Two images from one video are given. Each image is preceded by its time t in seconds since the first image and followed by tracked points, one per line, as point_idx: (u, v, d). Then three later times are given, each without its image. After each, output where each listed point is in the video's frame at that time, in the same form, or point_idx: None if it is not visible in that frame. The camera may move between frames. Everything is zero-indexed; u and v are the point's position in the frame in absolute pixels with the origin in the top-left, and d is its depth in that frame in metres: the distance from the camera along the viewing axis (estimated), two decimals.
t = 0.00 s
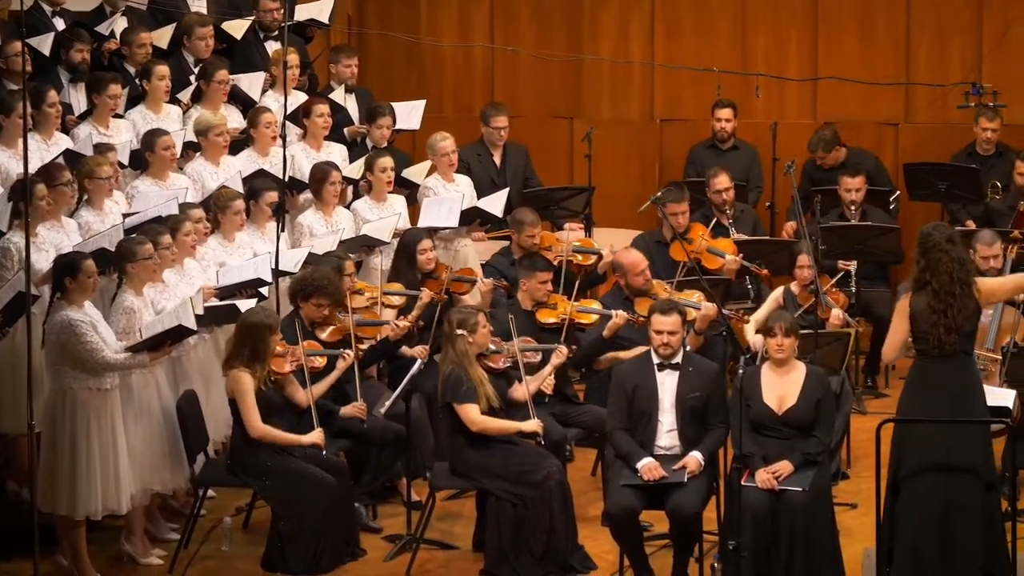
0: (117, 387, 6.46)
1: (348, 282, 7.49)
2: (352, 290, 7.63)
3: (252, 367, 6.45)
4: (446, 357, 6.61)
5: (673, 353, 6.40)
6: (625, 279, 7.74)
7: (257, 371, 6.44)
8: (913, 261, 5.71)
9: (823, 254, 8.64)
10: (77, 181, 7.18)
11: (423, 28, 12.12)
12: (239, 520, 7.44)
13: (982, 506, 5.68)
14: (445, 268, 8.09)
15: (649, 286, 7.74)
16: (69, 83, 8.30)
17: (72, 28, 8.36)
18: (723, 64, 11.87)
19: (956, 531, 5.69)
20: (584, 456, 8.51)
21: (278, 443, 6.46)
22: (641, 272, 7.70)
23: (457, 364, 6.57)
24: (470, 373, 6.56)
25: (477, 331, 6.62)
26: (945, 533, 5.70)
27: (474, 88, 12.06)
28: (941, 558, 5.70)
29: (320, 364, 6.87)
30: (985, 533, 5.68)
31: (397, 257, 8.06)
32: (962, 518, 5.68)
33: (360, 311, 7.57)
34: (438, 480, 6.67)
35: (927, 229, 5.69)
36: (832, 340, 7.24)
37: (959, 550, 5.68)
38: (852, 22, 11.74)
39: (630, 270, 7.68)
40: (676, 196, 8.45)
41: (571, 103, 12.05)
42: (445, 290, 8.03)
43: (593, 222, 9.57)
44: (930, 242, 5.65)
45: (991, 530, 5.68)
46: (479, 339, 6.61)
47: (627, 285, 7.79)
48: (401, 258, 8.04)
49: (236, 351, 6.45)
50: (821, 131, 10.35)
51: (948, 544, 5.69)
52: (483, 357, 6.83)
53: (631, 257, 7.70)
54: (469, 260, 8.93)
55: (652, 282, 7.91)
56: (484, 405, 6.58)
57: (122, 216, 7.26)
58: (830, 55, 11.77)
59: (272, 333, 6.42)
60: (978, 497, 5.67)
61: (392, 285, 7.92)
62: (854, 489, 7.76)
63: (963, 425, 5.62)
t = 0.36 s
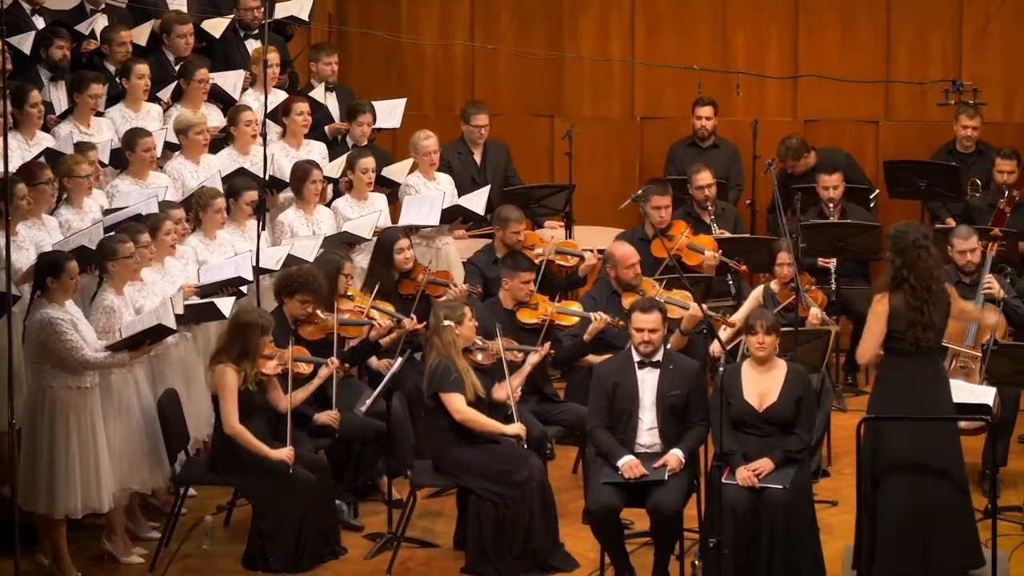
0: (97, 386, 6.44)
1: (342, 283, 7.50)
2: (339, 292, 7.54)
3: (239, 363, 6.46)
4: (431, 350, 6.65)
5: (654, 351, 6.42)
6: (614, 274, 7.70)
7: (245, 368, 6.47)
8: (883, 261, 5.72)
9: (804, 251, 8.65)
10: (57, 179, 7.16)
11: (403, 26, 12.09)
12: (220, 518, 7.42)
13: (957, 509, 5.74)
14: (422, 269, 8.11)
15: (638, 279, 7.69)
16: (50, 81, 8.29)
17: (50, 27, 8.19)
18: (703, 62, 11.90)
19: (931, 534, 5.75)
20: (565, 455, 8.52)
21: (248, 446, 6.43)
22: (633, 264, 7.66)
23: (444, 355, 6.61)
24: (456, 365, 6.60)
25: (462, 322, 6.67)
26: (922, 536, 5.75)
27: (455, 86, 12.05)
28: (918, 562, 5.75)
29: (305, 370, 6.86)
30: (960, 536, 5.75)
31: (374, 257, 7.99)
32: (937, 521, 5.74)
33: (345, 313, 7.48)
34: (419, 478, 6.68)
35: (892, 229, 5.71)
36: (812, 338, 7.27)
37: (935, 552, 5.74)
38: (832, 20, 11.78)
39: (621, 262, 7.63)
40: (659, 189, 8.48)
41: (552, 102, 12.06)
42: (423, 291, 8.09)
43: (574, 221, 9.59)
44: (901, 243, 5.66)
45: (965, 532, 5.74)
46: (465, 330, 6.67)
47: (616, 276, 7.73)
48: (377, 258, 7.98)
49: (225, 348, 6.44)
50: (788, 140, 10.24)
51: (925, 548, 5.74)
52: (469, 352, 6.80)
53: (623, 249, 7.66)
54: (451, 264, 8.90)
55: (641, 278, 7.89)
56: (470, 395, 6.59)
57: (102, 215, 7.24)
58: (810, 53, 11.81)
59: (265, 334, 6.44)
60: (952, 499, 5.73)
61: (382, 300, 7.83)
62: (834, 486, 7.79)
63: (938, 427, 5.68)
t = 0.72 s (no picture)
0: (77, 384, 6.42)
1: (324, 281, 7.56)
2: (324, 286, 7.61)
3: (226, 354, 6.47)
4: (427, 346, 6.67)
5: (635, 349, 6.43)
6: (612, 266, 7.77)
7: (233, 356, 6.47)
8: (868, 255, 5.74)
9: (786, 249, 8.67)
10: (38, 178, 7.13)
11: (384, 25, 12.06)
12: (201, 517, 7.41)
13: (926, 506, 5.77)
14: (410, 263, 8.06)
15: (633, 274, 7.78)
16: (31, 80, 8.26)
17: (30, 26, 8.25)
18: (684, 60, 11.89)
19: (902, 531, 5.77)
20: (546, 453, 8.53)
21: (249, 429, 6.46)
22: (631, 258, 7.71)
23: (441, 352, 6.63)
24: (456, 362, 6.62)
25: (462, 321, 6.66)
26: (893, 533, 5.76)
27: (436, 84, 12.04)
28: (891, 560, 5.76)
29: (293, 362, 6.91)
30: (929, 531, 5.77)
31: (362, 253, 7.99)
32: (907, 518, 5.76)
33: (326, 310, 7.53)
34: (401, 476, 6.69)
35: (876, 224, 5.72)
36: (794, 335, 7.28)
37: (909, 550, 5.75)
38: (813, 18, 11.80)
39: (619, 255, 7.68)
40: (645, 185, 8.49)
41: (533, 100, 12.03)
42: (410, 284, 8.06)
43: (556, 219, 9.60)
44: (885, 239, 5.68)
45: (933, 528, 5.77)
46: (463, 329, 6.65)
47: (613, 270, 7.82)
48: (365, 253, 7.98)
49: (212, 338, 6.47)
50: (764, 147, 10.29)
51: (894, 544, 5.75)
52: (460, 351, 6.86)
53: (621, 242, 7.72)
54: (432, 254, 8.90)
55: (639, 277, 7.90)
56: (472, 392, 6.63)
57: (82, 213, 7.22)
58: (791, 51, 11.82)
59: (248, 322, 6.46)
60: (920, 496, 5.76)
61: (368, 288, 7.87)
62: (816, 484, 7.81)
63: (904, 423, 5.71)
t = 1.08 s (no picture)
0: (56, 382, 6.41)
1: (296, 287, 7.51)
2: (296, 294, 7.55)
3: (202, 357, 6.49)
4: (417, 349, 6.68)
5: (614, 348, 6.45)
6: (601, 264, 7.69)
7: (208, 361, 6.49)
8: (845, 252, 5.74)
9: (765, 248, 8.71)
10: (16, 176, 7.09)
11: (364, 23, 12.04)
12: (181, 515, 7.39)
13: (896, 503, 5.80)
14: (396, 265, 8.19)
15: (622, 273, 7.70)
16: (10, 78, 8.22)
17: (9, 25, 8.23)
18: (663, 58, 11.90)
19: (873, 527, 5.80)
20: (526, 451, 8.54)
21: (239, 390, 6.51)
22: (620, 256, 7.62)
23: (432, 357, 6.65)
24: (448, 368, 6.66)
25: (458, 333, 6.66)
26: (865, 530, 5.80)
27: (415, 81, 12.03)
28: (864, 558, 5.80)
29: (270, 367, 6.88)
30: (898, 526, 5.82)
31: (349, 252, 7.99)
32: (878, 514, 5.79)
33: (299, 313, 7.45)
34: (381, 474, 6.70)
35: (852, 221, 5.72)
36: (773, 333, 7.31)
37: (881, 549, 5.79)
38: (792, 16, 11.83)
39: (608, 253, 7.60)
40: (625, 183, 8.46)
41: (512, 98, 12.03)
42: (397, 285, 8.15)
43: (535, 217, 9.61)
44: (862, 237, 5.68)
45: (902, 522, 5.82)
46: (459, 340, 6.66)
47: (602, 266, 7.75)
48: (352, 252, 7.97)
49: (188, 340, 6.50)
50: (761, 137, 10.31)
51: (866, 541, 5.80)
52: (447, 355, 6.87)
53: (610, 240, 7.62)
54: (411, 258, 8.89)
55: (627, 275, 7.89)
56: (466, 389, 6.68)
57: (62, 211, 7.17)
58: (770, 49, 11.84)
59: (228, 330, 6.47)
60: (891, 492, 5.80)
61: (338, 296, 7.82)
62: (795, 481, 7.84)
63: (875, 420, 5.74)
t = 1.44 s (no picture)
0: (33, 380, 6.38)
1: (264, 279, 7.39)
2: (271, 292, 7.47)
3: (172, 356, 6.50)
4: (388, 351, 6.68)
5: (592, 346, 6.45)
6: (579, 262, 7.75)
7: (178, 360, 6.50)
8: (828, 251, 5.75)
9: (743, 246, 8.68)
10: None
11: (341, 21, 12.01)
12: (159, 514, 7.37)
13: (873, 495, 5.83)
14: (373, 260, 8.10)
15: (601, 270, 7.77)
16: None
17: None
18: (641, 56, 11.90)
19: (852, 524, 5.83)
20: (504, 449, 8.55)
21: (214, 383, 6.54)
22: (599, 253, 7.69)
23: (400, 359, 6.66)
24: (416, 369, 6.66)
25: (427, 341, 6.69)
26: (845, 527, 5.83)
27: (392, 79, 12.00)
28: (846, 554, 5.83)
29: (242, 357, 6.84)
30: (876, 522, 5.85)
31: (326, 250, 7.99)
32: (857, 512, 5.82)
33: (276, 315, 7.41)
34: (358, 472, 6.70)
35: (835, 220, 5.73)
36: (751, 331, 7.33)
37: (860, 546, 5.82)
38: (769, 15, 11.85)
39: (587, 251, 7.66)
40: (601, 181, 8.48)
41: (489, 96, 12.02)
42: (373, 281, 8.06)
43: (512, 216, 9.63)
44: (844, 235, 5.69)
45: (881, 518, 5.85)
46: (427, 345, 6.68)
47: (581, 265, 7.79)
48: (330, 248, 7.96)
49: (156, 342, 6.51)
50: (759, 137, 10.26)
51: (845, 537, 5.82)
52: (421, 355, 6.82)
53: (590, 238, 7.69)
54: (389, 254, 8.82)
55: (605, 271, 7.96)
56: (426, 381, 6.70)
57: (39, 210, 7.12)
58: (747, 47, 11.86)
59: (193, 328, 6.48)
60: (869, 489, 5.82)
61: (312, 288, 7.82)
62: (772, 479, 7.87)
63: (853, 417, 5.77)
